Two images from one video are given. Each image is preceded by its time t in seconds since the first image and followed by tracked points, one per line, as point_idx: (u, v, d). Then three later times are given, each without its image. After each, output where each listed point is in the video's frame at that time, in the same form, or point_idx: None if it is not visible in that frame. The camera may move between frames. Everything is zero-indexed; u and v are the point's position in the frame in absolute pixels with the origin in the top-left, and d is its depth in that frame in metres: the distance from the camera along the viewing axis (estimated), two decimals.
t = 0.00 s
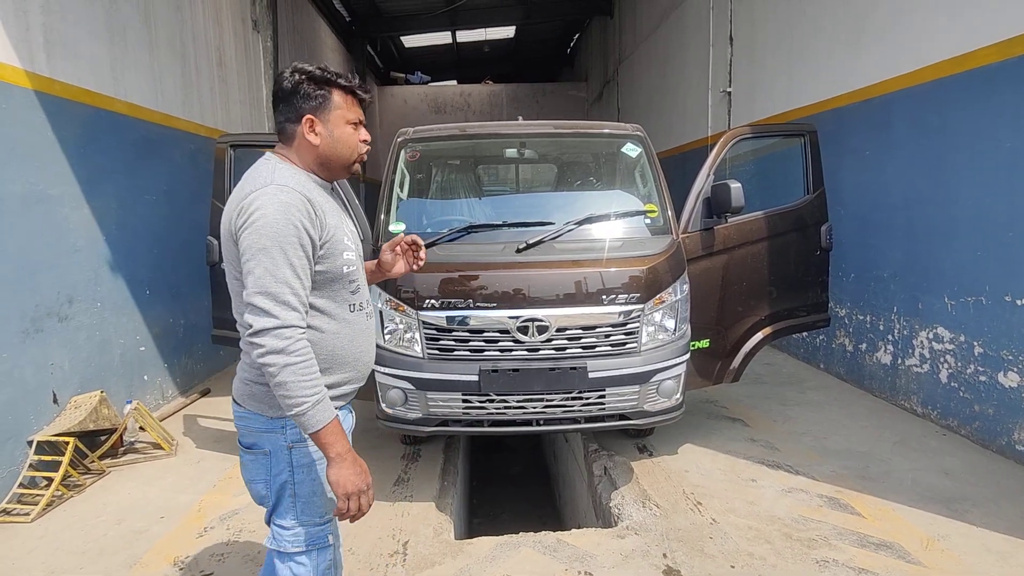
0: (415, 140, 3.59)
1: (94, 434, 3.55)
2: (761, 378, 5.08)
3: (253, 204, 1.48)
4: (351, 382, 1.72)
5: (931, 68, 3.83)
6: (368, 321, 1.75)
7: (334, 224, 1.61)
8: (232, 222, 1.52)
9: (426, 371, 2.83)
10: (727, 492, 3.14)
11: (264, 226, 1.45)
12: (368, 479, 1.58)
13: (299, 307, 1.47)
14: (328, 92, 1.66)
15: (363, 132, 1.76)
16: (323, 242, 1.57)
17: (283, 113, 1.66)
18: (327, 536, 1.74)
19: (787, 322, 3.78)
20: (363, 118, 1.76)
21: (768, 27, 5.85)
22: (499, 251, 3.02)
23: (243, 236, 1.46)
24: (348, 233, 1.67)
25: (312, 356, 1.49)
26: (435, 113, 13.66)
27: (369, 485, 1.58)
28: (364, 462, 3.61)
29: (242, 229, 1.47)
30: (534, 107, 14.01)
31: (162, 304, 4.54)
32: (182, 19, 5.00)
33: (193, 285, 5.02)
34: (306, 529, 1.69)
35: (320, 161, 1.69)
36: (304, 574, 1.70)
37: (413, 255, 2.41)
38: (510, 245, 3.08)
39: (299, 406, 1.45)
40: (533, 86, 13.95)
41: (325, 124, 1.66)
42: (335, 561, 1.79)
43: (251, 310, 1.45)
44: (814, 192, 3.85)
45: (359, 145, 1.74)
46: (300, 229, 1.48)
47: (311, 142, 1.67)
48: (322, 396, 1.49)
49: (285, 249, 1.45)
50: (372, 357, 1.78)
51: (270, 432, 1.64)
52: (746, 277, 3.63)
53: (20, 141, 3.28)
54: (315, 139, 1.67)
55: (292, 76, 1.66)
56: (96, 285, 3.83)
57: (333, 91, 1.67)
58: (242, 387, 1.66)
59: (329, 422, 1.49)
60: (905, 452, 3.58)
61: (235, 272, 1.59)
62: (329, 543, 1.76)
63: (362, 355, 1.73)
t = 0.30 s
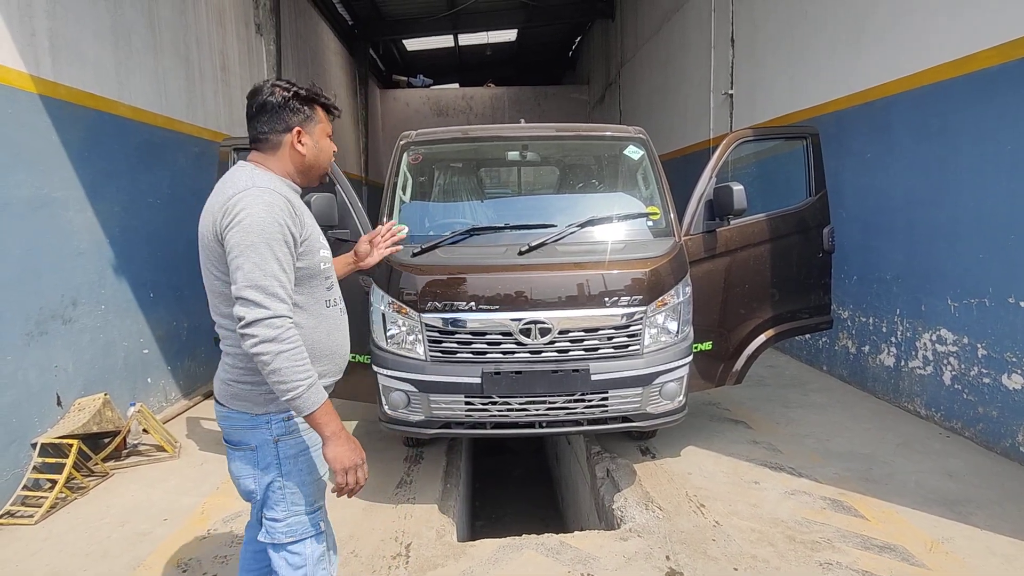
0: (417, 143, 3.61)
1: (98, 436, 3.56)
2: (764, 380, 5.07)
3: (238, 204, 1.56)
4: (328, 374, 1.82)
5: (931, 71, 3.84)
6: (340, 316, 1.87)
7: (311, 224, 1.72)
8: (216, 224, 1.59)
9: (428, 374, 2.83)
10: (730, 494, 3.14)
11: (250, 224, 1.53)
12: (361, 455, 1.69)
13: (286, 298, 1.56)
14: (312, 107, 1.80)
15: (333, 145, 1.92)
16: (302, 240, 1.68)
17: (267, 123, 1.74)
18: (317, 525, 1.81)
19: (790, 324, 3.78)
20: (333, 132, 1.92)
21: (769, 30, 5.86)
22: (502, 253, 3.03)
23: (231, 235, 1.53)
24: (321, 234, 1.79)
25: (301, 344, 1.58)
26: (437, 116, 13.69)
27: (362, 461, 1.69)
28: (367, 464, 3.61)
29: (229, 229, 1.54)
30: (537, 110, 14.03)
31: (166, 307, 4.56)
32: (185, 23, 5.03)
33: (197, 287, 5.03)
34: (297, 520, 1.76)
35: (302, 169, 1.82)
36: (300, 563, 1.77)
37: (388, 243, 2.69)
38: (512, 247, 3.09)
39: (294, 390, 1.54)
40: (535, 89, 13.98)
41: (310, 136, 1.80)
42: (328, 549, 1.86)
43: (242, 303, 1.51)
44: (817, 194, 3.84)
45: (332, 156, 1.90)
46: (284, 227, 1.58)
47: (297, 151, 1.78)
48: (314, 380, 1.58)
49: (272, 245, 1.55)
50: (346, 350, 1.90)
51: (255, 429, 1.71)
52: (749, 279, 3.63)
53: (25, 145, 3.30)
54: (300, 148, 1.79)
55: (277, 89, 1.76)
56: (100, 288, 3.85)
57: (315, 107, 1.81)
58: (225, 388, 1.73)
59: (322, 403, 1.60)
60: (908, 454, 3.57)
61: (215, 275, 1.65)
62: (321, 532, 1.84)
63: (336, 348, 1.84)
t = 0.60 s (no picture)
0: (419, 146, 3.61)
1: (100, 439, 3.57)
2: (766, 382, 5.06)
3: (210, 206, 1.60)
4: (304, 369, 1.84)
5: (933, 73, 3.84)
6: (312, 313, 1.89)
7: (281, 225, 1.76)
8: (189, 225, 1.63)
9: (431, 376, 2.83)
10: (733, 497, 3.13)
11: (222, 224, 1.57)
12: (336, 439, 1.74)
13: (259, 295, 1.60)
14: (278, 115, 1.84)
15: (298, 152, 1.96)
16: (273, 240, 1.72)
17: (235, 131, 1.77)
18: (304, 515, 1.83)
19: (792, 326, 3.77)
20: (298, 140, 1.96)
21: (770, 32, 5.87)
22: (503, 255, 3.03)
23: (204, 234, 1.57)
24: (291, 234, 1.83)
25: (275, 338, 1.62)
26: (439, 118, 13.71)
27: (337, 445, 1.73)
28: (369, 467, 3.61)
29: (201, 229, 1.58)
30: (538, 113, 14.04)
31: (168, 310, 4.56)
32: (188, 26, 5.04)
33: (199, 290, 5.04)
34: (283, 512, 1.78)
35: (270, 175, 1.85)
36: (289, 554, 1.78)
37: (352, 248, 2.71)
38: (514, 249, 3.09)
39: (269, 381, 1.58)
40: (536, 92, 13.99)
41: (275, 142, 1.83)
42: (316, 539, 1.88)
43: (216, 300, 1.54)
44: (819, 196, 3.83)
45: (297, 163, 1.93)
46: (256, 227, 1.62)
47: (265, 158, 1.82)
48: (288, 371, 1.62)
49: (245, 244, 1.59)
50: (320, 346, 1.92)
51: (233, 426, 1.73)
52: (751, 281, 3.63)
53: (28, 148, 3.31)
54: (268, 155, 1.82)
55: (243, 99, 1.80)
56: (102, 291, 3.85)
57: (281, 115, 1.86)
58: (202, 388, 1.75)
59: (296, 392, 1.63)
60: (911, 456, 3.56)
61: (188, 276, 1.68)
62: (308, 522, 1.85)
63: (310, 345, 1.85)
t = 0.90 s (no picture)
0: (419, 148, 3.62)
1: (103, 442, 3.58)
2: (768, 384, 5.05)
3: (192, 206, 1.61)
4: (285, 371, 1.83)
5: (934, 74, 3.84)
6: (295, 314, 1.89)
7: (262, 225, 1.77)
8: (171, 226, 1.63)
9: (432, 378, 2.83)
10: (735, 499, 3.12)
11: (203, 223, 1.58)
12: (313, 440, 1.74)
13: (240, 294, 1.60)
14: (258, 119, 1.85)
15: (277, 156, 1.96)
16: (254, 240, 1.72)
17: (217, 136, 1.77)
18: (298, 510, 1.85)
19: (794, 327, 3.76)
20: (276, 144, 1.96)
21: (771, 33, 5.87)
22: (504, 257, 3.03)
23: (184, 234, 1.58)
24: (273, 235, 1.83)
25: (256, 336, 1.62)
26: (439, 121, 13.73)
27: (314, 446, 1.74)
28: (370, 469, 3.61)
29: (182, 229, 1.59)
30: (539, 115, 14.05)
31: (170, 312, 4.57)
32: (189, 30, 5.06)
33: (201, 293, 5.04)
34: (276, 509, 1.78)
35: (252, 178, 1.86)
36: (287, 549, 1.79)
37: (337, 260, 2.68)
38: (515, 251, 3.09)
39: (250, 378, 1.58)
40: (537, 94, 14.01)
41: (255, 146, 1.84)
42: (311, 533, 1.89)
43: (196, 297, 1.55)
44: (820, 197, 3.83)
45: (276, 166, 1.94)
46: (237, 226, 1.63)
47: (247, 162, 1.83)
48: (268, 370, 1.62)
49: (226, 242, 1.59)
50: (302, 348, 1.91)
51: (219, 428, 1.72)
52: (752, 282, 3.62)
53: (31, 152, 3.32)
54: (250, 159, 1.83)
55: (224, 104, 1.79)
56: (104, 294, 3.86)
57: (261, 119, 1.86)
58: (184, 391, 1.74)
59: (274, 393, 1.63)
60: (914, 458, 3.55)
61: (169, 276, 1.68)
62: (302, 517, 1.87)
63: (293, 346, 1.85)
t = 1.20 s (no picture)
0: (420, 151, 3.62)
1: (104, 445, 3.58)
2: (770, 386, 5.04)
3: (178, 208, 1.62)
4: (270, 376, 1.81)
5: (935, 75, 3.84)
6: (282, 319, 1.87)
7: (251, 228, 1.77)
8: (157, 227, 1.64)
9: (434, 381, 2.83)
10: (738, 502, 3.11)
11: (188, 224, 1.59)
12: (298, 444, 1.72)
13: (224, 296, 1.60)
14: (251, 123, 1.86)
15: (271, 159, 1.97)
16: (242, 243, 1.72)
17: (210, 141, 1.78)
18: (285, 514, 1.84)
19: (795, 329, 3.76)
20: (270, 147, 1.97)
21: (772, 34, 5.87)
22: (505, 260, 3.03)
23: (170, 235, 1.58)
24: (262, 239, 1.83)
25: (238, 338, 1.62)
26: (440, 124, 13.76)
27: (298, 450, 1.71)
28: (372, 472, 3.61)
29: (168, 230, 1.60)
30: (540, 117, 14.08)
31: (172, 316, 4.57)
32: (191, 34, 5.08)
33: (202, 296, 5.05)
34: (263, 513, 1.78)
35: (246, 182, 1.87)
36: (274, 552, 1.79)
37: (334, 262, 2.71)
38: (516, 254, 3.09)
39: (231, 380, 1.57)
40: (538, 97, 14.03)
41: (248, 150, 1.85)
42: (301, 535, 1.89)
43: (178, 298, 1.55)
44: (821, 199, 3.82)
45: (270, 170, 1.95)
46: (222, 228, 1.63)
47: (240, 166, 1.84)
48: (250, 372, 1.61)
49: (211, 244, 1.60)
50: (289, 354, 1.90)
51: (200, 433, 1.73)
52: (754, 284, 3.62)
53: (34, 156, 3.33)
54: (244, 162, 1.84)
55: (216, 109, 1.80)
56: (106, 297, 3.87)
57: (253, 123, 1.87)
58: (167, 395, 1.74)
59: (257, 395, 1.61)
60: (917, 460, 3.54)
61: (155, 277, 1.69)
62: (290, 520, 1.86)
63: (279, 352, 1.83)
